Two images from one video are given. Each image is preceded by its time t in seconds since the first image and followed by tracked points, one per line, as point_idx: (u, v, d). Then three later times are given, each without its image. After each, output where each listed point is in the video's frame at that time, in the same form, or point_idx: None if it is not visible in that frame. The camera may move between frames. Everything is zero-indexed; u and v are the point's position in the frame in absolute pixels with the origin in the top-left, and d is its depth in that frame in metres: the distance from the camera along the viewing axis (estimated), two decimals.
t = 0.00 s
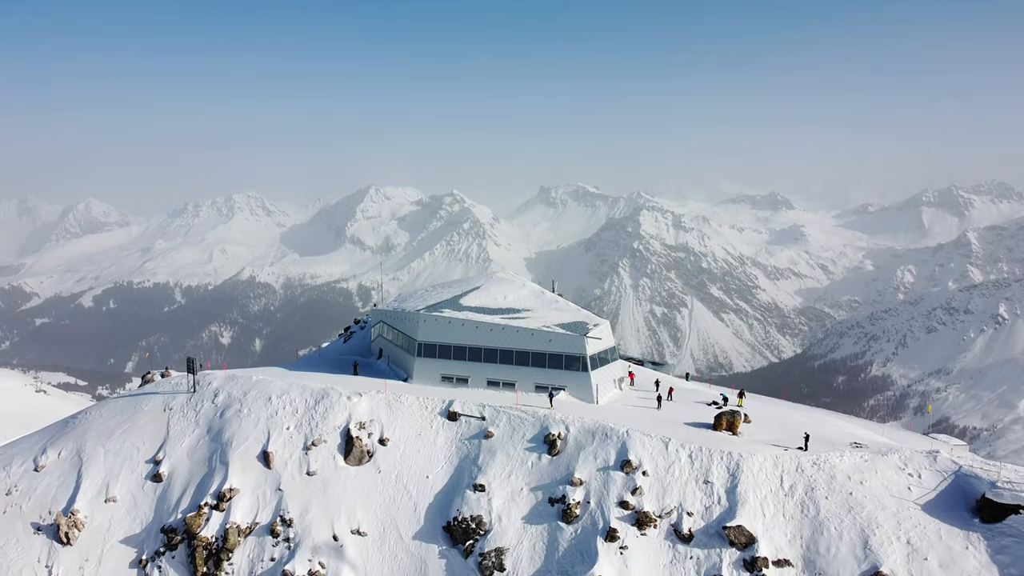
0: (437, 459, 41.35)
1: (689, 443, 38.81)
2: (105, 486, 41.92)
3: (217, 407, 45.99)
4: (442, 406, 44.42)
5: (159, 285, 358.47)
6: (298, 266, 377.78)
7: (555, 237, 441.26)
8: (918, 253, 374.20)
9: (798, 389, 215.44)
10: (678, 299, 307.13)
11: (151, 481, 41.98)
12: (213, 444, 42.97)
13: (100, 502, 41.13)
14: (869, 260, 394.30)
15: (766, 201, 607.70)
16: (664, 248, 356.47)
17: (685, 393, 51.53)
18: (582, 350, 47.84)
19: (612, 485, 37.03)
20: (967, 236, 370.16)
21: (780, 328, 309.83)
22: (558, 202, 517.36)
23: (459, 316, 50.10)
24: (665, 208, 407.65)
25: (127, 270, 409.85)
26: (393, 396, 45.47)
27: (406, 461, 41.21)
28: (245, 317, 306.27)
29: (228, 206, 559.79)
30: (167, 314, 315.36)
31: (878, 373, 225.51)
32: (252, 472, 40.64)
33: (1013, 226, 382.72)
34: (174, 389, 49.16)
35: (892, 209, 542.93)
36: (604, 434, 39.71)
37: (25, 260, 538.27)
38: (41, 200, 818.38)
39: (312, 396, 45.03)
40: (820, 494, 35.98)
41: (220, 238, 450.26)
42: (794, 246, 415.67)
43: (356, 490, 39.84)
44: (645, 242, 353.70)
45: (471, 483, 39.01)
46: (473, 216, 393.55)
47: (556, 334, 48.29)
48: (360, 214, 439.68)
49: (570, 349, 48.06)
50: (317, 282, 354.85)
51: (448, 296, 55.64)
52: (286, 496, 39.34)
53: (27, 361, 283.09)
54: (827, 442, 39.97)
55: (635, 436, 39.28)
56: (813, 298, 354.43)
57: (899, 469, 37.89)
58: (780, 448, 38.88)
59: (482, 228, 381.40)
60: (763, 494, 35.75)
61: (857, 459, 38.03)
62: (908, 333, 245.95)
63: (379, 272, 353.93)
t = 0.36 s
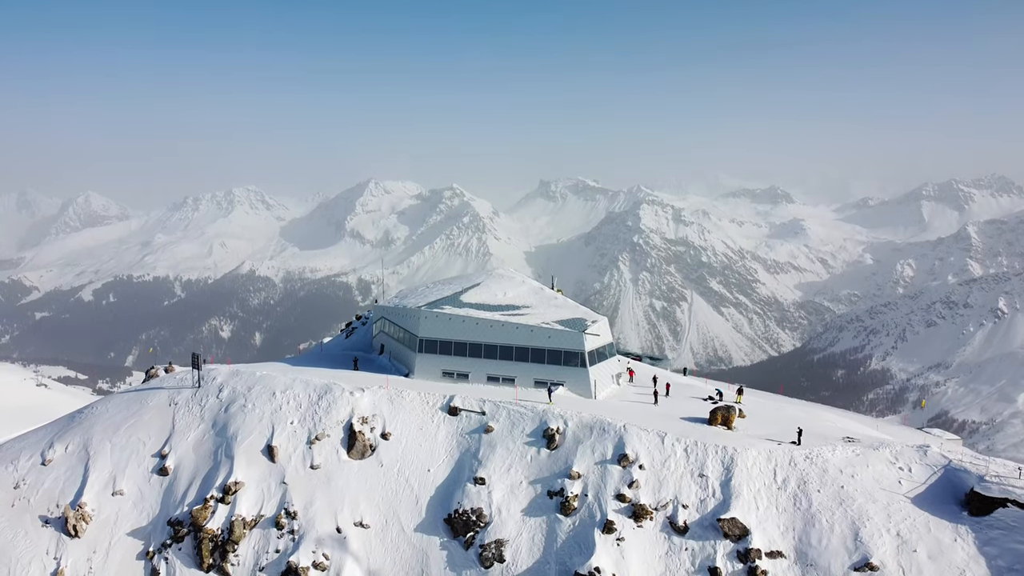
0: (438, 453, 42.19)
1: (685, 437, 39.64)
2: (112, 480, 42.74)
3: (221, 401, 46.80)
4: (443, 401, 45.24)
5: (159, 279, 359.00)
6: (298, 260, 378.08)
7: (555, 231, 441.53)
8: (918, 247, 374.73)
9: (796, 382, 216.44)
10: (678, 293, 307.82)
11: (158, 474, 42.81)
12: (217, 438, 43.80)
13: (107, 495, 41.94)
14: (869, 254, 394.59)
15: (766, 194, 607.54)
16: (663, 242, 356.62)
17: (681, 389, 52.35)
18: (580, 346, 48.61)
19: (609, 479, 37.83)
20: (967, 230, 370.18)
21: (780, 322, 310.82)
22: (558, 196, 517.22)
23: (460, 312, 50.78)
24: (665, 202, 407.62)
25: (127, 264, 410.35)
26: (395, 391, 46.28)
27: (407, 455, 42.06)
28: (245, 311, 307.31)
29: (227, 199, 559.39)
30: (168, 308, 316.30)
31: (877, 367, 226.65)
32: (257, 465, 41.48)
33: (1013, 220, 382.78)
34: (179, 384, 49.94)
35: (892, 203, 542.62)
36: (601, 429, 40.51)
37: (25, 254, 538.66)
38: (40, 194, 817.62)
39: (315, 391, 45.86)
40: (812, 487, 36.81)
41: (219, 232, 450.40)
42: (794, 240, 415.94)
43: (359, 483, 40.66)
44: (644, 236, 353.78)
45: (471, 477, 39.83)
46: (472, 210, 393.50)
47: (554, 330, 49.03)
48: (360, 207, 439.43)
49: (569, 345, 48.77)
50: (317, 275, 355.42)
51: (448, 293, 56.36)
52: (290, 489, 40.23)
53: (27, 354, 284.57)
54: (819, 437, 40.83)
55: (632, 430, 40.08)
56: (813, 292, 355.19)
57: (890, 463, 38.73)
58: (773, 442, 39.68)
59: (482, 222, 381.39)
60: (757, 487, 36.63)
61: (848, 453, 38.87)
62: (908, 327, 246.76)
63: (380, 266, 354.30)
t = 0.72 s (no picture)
0: (439, 447, 43.00)
1: (681, 432, 40.47)
2: (119, 474, 43.52)
3: (226, 397, 47.58)
4: (443, 396, 46.07)
5: (159, 273, 359.37)
6: (298, 254, 378.31)
7: (555, 225, 441.72)
8: (918, 241, 374.90)
9: (795, 376, 217.39)
10: (678, 287, 308.50)
11: (164, 468, 43.66)
12: (223, 433, 44.62)
13: (114, 488, 42.74)
14: (869, 248, 394.96)
15: (766, 188, 607.13)
16: (664, 236, 356.73)
17: (678, 384, 53.19)
18: (579, 342, 49.33)
19: (606, 473, 38.67)
20: (967, 224, 369.98)
21: (780, 316, 311.85)
22: (558, 189, 516.91)
23: (461, 309, 51.47)
24: (665, 196, 407.57)
25: (127, 257, 410.67)
26: (396, 386, 47.09)
27: (408, 449, 42.91)
28: (245, 305, 308.26)
29: (227, 193, 558.62)
30: (168, 301, 317.07)
31: (877, 361, 227.77)
32: (262, 459, 42.29)
33: (1013, 213, 382.81)
34: (184, 380, 50.77)
35: (893, 197, 542.41)
36: (599, 424, 41.31)
37: (25, 248, 538.73)
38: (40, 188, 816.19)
39: (319, 387, 46.69)
40: (804, 480, 37.73)
41: (219, 226, 450.40)
42: (794, 234, 416.26)
43: (362, 477, 41.48)
44: (645, 230, 353.62)
45: (472, 470, 40.68)
46: (472, 204, 393.22)
47: (554, 327, 49.72)
48: (360, 201, 439.14)
49: (568, 341, 49.48)
50: (317, 269, 355.89)
51: (449, 289, 57.02)
52: (294, 482, 41.05)
53: (28, 348, 285.85)
54: (812, 431, 41.70)
55: (629, 425, 40.90)
56: (813, 286, 355.94)
57: (881, 457, 39.56)
58: (768, 437, 40.50)
59: (482, 215, 381.07)
60: (750, 480, 37.51)
61: (841, 448, 39.72)
62: (907, 321, 247.47)
63: (380, 260, 354.61)
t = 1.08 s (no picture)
0: (440, 440, 43.89)
1: (677, 426, 41.34)
2: (125, 466, 44.35)
3: (230, 392, 48.40)
4: (444, 391, 46.95)
5: (159, 267, 359.88)
6: (297, 248, 378.56)
7: (554, 219, 441.90)
8: (918, 235, 375.21)
9: (794, 371, 218.51)
10: (677, 281, 309.03)
11: (170, 461, 44.42)
12: (227, 427, 45.45)
13: (121, 481, 43.53)
14: (869, 242, 395.42)
15: (766, 181, 606.73)
16: (663, 230, 356.91)
17: (675, 378, 54.13)
18: (577, 338, 50.03)
19: (604, 466, 39.51)
20: (966, 218, 369.97)
21: (780, 310, 313.04)
22: (558, 183, 516.64)
23: (460, 306, 52.24)
24: (665, 190, 407.44)
25: (127, 251, 411.20)
26: (398, 381, 47.93)
27: (410, 442, 43.75)
28: (245, 299, 309.17)
29: (226, 186, 557.95)
30: (168, 295, 317.75)
31: (876, 355, 229.05)
32: (266, 453, 43.13)
33: (1013, 207, 382.74)
34: (188, 375, 51.61)
35: (893, 191, 542.22)
36: (596, 418, 42.19)
37: (24, 241, 538.46)
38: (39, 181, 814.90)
39: (321, 382, 47.56)
40: (797, 473, 38.60)
41: (219, 220, 450.42)
42: (794, 228, 416.68)
43: (364, 470, 42.33)
44: (645, 224, 353.25)
45: (472, 464, 41.47)
46: (472, 198, 393.05)
47: (552, 323, 50.49)
48: (359, 195, 438.82)
49: (566, 337, 50.26)
50: (317, 263, 356.31)
51: (449, 286, 57.82)
52: (298, 475, 41.88)
53: (28, 342, 287.07)
54: (805, 426, 42.50)
55: (626, 420, 41.74)
56: (812, 280, 356.78)
57: (872, 451, 40.46)
58: (761, 432, 41.40)
59: (482, 209, 380.61)
60: (744, 473, 38.40)
61: (833, 442, 40.61)
62: (907, 315, 248.32)
63: (379, 255, 355.16)
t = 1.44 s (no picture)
0: (441, 434, 44.72)
1: (673, 420, 42.16)
2: (132, 460, 45.19)
3: (234, 386, 49.26)
4: (445, 386, 47.76)
5: (158, 260, 360.28)
6: (297, 242, 378.70)
7: (555, 213, 441.78)
8: (918, 229, 375.34)
9: (793, 365, 219.47)
10: (677, 275, 309.71)
11: (175, 455, 45.27)
12: (232, 421, 46.28)
13: (128, 474, 44.36)
14: (869, 236, 395.45)
15: (766, 175, 606.00)
16: (664, 224, 356.88)
17: (671, 373, 54.98)
18: (576, 334, 50.79)
19: (602, 459, 40.33)
20: (966, 211, 369.66)
21: (779, 304, 314.00)
22: (558, 177, 516.12)
23: (461, 302, 52.94)
24: (665, 183, 407.10)
25: (127, 245, 411.52)
26: (400, 376, 48.73)
27: (411, 436, 44.58)
28: (245, 292, 309.96)
29: (226, 180, 557.25)
30: (168, 289, 318.41)
31: (876, 348, 230.21)
32: (270, 446, 43.96)
33: (1013, 201, 382.31)
34: (193, 370, 52.45)
35: (893, 184, 541.73)
36: (594, 412, 43.01)
37: (24, 235, 539.00)
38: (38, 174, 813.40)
39: (324, 376, 48.35)
40: (790, 466, 39.46)
41: (219, 213, 450.39)
42: (794, 222, 416.70)
43: (367, 463, 43.17)
44: (645, 218, 352.88)
45: (472, 457, 42.31)
46: (472, 191, 392.67)
47: (551, 319, 51.21)
48: (359, 189, 438.32)
49: (565, 333, 51.01)
50: (317, 257, 356.75)
51: (449, 282, 58.52)
52: (302, 468, 42.74)
53: (28, 336, 287.90)
54: (799, 420, 43.37)
55: (623, 414, 42.54)
56: (812, 274, 357.32)
57: (864, 444, 41.29)
58: (756, 426, 42.23)
59: (482, 203, 380.21)
60: (739, 466, 39.27)
61: (825, 436, 41.48)
62: (907, 309, 249.07)
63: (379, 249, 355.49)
